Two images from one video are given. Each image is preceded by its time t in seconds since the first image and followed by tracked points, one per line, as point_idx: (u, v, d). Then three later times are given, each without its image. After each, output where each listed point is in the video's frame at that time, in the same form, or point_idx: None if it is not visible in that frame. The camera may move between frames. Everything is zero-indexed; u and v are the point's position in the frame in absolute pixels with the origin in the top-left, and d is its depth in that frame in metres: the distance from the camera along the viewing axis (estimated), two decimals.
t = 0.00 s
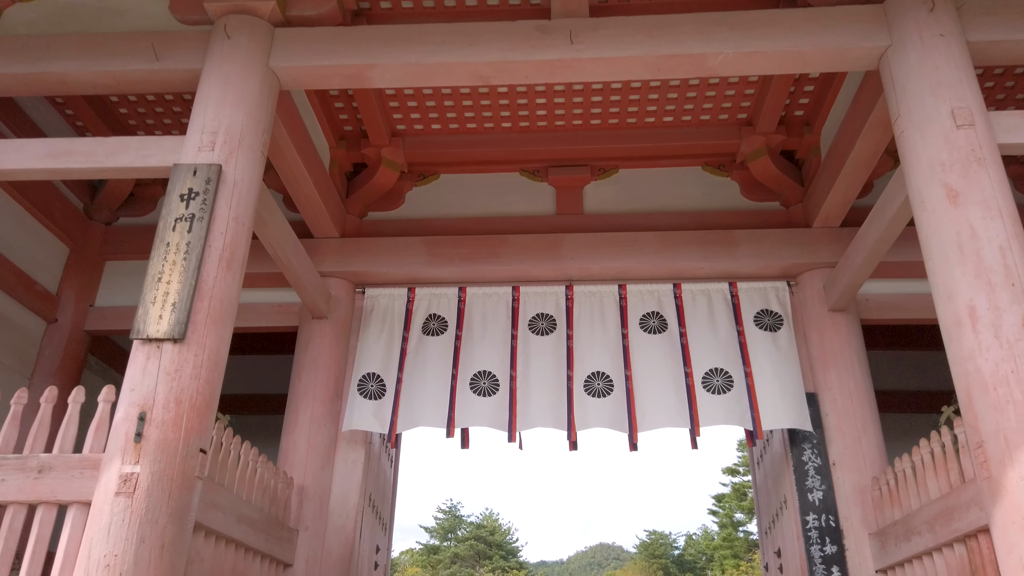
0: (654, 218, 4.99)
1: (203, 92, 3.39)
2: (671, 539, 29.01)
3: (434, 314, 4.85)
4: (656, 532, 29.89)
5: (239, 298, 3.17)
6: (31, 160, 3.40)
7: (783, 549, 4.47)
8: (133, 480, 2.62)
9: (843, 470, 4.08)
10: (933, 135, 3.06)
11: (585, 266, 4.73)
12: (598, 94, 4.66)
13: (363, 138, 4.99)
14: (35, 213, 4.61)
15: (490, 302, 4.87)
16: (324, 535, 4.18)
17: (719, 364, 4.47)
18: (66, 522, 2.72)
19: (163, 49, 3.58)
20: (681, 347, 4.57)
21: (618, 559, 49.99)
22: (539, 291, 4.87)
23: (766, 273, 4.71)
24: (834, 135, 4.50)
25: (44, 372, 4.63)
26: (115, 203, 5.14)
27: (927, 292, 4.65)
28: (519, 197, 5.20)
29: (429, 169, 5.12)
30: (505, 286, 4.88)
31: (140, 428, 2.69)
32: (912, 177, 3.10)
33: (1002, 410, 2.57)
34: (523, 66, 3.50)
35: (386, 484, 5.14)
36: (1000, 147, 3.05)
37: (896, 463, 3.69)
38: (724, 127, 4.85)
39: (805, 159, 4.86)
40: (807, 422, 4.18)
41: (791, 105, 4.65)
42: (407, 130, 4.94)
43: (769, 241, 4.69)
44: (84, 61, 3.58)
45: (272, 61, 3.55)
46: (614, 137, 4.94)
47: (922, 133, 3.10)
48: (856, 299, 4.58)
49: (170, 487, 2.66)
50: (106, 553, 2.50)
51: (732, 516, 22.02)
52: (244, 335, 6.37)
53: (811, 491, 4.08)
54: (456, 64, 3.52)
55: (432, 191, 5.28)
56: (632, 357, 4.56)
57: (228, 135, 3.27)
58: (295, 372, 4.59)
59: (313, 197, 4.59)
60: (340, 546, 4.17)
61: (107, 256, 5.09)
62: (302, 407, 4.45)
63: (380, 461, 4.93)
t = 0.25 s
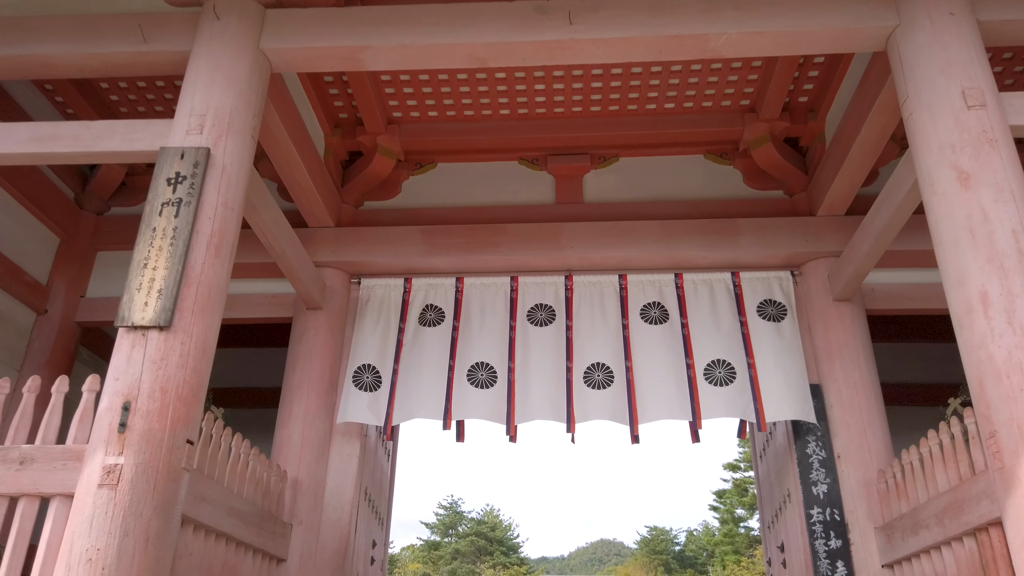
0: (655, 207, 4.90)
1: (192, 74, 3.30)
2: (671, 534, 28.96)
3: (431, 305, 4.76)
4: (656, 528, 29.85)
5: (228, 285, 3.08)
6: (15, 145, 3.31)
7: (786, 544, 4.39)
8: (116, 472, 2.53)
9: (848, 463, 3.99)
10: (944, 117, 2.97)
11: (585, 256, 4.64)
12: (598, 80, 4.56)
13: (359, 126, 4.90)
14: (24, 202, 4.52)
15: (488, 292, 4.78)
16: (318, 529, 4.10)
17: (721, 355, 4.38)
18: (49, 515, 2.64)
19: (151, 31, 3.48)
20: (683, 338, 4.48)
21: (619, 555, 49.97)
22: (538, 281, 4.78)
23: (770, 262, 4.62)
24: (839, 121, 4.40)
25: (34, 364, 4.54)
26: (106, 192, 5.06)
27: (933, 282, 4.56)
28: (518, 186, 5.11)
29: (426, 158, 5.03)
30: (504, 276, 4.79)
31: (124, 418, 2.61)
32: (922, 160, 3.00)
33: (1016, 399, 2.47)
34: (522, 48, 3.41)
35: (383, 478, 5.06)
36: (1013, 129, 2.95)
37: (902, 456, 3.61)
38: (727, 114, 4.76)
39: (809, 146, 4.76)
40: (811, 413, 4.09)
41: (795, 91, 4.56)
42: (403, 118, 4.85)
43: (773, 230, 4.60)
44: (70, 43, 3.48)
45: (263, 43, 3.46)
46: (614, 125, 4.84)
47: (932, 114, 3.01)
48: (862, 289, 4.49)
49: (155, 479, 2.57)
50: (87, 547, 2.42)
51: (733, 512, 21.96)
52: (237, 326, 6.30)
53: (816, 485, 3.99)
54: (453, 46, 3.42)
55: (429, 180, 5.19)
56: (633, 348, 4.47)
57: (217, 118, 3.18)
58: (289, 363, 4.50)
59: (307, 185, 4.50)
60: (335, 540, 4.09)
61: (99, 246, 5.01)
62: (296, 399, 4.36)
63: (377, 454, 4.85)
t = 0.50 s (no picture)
0: (657, 197, 4.82)
1: (182, 58, 3.22)
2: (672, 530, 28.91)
3: (429, 297, 4.68)
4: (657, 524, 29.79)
5: (219, 274, 3.00)
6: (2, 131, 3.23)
7: (791, 538, 4.32)
8: (103, 465, 2.46)
9: (854, 456, 3.91)
10: (955, 99, 2.88)
11: (586, 246, 4.56)
12: (599, 67, 4.48)
13: (356, 115, 4.83)
14: (15, 191, 4.45)
15: (487, 284, 4.70)
16: (315, 524, 4.02)
17: (725, 347, 4.30)
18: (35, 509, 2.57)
19: (141, 14, 3.40)
20: (686, 329, 4.40)
21: (620, 551, 49.92)
22: (538, 272, 4.70)
23: (774, 253, 4.54)
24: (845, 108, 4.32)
25: (26, 357, 4.47)
26: (100, 182, 4.98)
27: (941, 272, 4.47)
28: (517, 176, 5.03)
29: (424, 148, 4.95)
30: (503, 267, 4.71)
31: (112, 410, 2.53)
32: (932, 144, 2.92)
33: None
34: (521, 31, 3.32)
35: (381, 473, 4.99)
36: None
37: (910, 449, 3.53)
38: (730, 102, 4.67)
39: (814, 135, 4.68)
40: (816, 406, 4.01)
41: (799, 78, 4.48)
42: (401, 106, 4.77)
43: (777, 219, 4.52)
44: (58, 27, 3.40)
45: (256, 26, 3.38)
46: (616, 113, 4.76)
47: (942, 97, 2.92)
48: (867, 280, 4.41)
49: (144, 472, 2.49)
50: (73, 542, 2.35)
51: (734, 507, 21.90)
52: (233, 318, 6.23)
53: (821, 478, 3.92)
54: (451, 29, 3.34)
55: (428, 170, 5.10)
56: (635, 339, 4.39)
57: (208, 102, 3.10)
58: (284, 356, 4.43)
59: (303, 174, 4.42)
60: (331, 536, 4.02)
61: (92, 238, 4.93)
62: (292, 392, 4.29)
63: (375, 448, 4.78)
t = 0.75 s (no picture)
0: (662, 183, 4.72)
1: (174, 34, 3.12)
2: (674, 526, 28.85)
3: (430, 285, 4.59)
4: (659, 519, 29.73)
5: (212, 255, 2.90)
6: None
7: (799, 530, 4.23)
8: (91, 451, 2.36)
9: (864, 445, 3.82)
10: (973, 74, 2.78)
11: (589, 232, 4.46)
12: (603, 48, 4.38)
13: (355, 99, 4.74)
14: (5, 176, 4.36)
15: (488, 271, 4.61)
16: (313, 515, 3.94)
17: (732, 335, 4.20)
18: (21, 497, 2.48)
19: None
20: (692, 317, 4.31)
21: (621, 546, 49.91)
22: (541, 260, 4.60)
23: (781, 239, 4.45)
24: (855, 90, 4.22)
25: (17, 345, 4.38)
26: (94, 168, 4.88)
27: (952, 259, 4.38)
28: (519, 161, 4.93)
29: (424, 133, 4.86)
30: (505, 254, 4.62)
31: (100, 394, 2.44)
32: (949, 120, 2.82)
33: None
34: (523, 6, 3.22)
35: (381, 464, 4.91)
36: None
37: (923, 437, 3.44)
38: (737, 85, 4.58)
39: (822, 118, 4.58)
40: (825, 394, 3.92)
41: (808, 60, 4.38)
42: (400, 90, 4.67)
43: (784, 205, 4.42)
44: (47, 4, 3.31)
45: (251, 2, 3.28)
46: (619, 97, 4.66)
47: (959, 72, 2.82)
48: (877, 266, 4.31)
49: (133, 458, 2.40)
50: (59, 531, 2.25)
51: (736, 502, 21.83)
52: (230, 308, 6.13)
53: (831, 468, 3.82)
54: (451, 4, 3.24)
55: (428, 156, 5.01)
56: (639, 327, 4.30)
57: (201, 79, 3.01)
58: (282, 344, 4.33)
59: (300, 158, 4.32)
60: (330, 527, 3.93)
61: (85, 225, 4.84)
62: (289, 381, 4.20)
63: (374, 439, 4.69)
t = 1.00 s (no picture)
0: (670, 173, 4.58)
1: (164, 16, 2.99)
2: (675, 522, 28.75)
3: (431, 279, 4.46)
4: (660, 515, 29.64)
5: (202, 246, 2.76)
6: None
7: (811, 532, 4.10)
8: (72, 453, 2.23)
9: (880, 445, 3.69)
10: (1001, 56, 2.64)
11: (595, 225, 4.33)
12: (609, 34, 4.24)
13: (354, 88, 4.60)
14: None
15: (491, 265, 4.48)
16: (310, 517, 3.81)
17: (743, 330, 4.07)
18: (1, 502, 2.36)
19: None
20: (701, 311, 4.18)
21: (622, 542, 49.87)
22: (545, 253, 4.47)
23: (793, 232, 4.31)
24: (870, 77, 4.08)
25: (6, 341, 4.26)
26: (86, 159, 4.75)
27: (969, 252, 4.24)
28: (523, 152, 4.79)
29: (425, 123, 4.73)
30: (508, 247, 4.49)
31: (82, 393, 2.31)
32: (976, 105, 2.68)
33: None
34: None
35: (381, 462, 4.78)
36: None
37: (944, 437, 3.31)
38: (747, 73, 4.44)
39: (835, 107, 4.44)
40: (840, 392, 3.78)
41: (821, 47, 4.25)
42: (400, 79, 4.54)
43: (796, 196, 4.28)
44: None
45: None
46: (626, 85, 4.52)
47: (987, 54, 2.68)
48: (892, 260, 4.17)
49: (117, 461, 2.27)
50: (37, 539, 2.12)
51: (738, 499, 21.73)
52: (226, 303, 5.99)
53: (845, 469, 3.69)
54: None
55: (428, 147, 4.87)
56: (647, 322, 4.16)
57: (191, 63, 2.87)
58: (278, 340, 4.21)
59: (296, 148, 4.19)
60: (327, 530, 3.80)
61: (77, 217, 4.71)
62: (286, 378, 4.07)
63: (373, 438, 4.56)
